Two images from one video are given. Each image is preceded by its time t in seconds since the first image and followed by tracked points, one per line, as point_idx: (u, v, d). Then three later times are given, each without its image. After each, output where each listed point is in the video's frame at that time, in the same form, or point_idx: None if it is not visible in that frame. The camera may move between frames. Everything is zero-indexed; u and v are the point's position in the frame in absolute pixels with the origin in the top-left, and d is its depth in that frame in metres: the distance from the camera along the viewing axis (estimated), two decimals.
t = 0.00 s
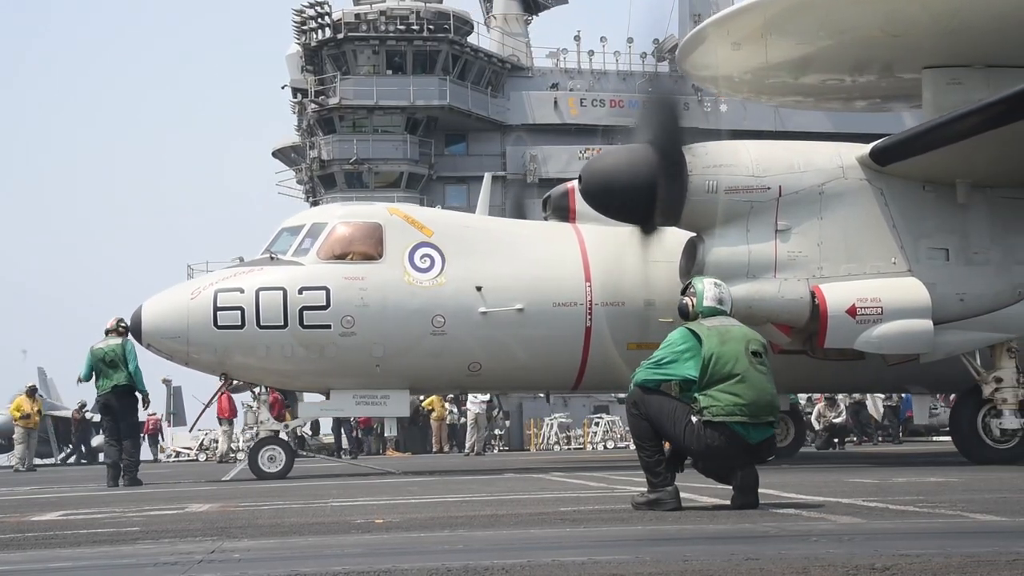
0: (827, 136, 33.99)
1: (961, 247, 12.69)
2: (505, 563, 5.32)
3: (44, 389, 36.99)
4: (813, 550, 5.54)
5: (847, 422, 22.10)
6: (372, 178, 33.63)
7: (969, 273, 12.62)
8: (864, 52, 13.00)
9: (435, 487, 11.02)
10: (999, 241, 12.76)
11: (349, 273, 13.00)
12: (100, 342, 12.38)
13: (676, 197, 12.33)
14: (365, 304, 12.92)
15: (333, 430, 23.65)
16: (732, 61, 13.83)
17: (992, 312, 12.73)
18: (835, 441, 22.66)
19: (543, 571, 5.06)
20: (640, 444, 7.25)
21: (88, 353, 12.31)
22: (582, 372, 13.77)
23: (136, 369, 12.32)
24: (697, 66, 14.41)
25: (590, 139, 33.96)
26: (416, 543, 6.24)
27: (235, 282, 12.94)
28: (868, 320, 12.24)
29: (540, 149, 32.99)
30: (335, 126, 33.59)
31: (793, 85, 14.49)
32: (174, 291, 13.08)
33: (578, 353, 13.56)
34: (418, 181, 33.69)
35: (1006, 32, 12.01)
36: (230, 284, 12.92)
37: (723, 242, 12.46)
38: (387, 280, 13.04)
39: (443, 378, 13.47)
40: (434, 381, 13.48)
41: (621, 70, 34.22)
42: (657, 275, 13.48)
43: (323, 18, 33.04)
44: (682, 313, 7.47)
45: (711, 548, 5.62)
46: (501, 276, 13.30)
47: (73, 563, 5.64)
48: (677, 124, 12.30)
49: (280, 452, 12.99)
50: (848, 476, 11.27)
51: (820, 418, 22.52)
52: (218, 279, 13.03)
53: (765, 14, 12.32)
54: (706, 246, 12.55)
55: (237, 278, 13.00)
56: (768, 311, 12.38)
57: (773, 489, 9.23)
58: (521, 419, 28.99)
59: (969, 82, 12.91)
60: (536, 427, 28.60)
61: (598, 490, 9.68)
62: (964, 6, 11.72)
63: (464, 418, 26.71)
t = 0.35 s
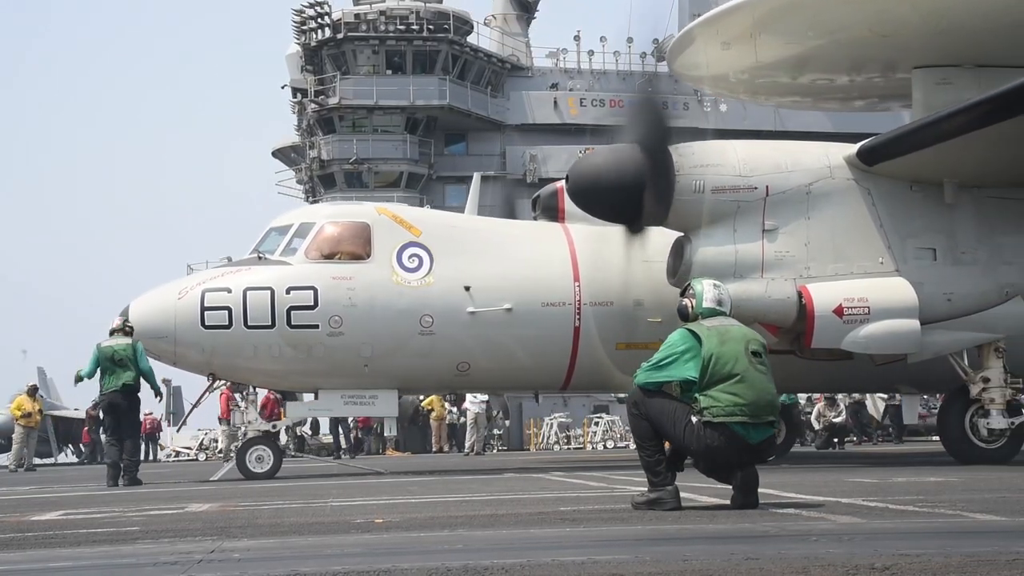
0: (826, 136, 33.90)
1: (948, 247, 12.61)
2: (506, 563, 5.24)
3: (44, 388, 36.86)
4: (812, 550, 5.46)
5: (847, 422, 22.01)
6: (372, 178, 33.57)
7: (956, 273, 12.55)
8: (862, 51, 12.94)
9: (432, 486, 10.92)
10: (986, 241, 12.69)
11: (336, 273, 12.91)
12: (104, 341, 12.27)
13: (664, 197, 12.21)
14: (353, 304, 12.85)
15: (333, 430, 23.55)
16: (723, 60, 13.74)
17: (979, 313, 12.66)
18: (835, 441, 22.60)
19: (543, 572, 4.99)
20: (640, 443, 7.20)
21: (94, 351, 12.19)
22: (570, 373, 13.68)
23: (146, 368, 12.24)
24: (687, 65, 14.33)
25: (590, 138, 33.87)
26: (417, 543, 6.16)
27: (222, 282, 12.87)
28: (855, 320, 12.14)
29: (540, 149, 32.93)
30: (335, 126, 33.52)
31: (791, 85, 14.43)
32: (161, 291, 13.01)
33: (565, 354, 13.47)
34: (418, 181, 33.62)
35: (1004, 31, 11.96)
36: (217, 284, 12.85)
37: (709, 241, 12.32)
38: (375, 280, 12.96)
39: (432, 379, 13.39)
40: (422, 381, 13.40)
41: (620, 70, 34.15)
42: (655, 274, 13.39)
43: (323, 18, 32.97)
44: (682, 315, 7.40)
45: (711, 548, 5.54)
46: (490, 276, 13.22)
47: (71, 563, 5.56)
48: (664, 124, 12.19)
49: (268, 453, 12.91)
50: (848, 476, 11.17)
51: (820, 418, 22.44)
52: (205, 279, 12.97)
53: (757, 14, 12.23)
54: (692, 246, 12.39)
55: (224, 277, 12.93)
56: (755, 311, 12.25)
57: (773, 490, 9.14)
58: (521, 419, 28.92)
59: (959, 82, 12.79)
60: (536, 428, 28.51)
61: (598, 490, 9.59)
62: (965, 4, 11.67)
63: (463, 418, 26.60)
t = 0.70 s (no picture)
0: (826, 137, 33.97)
1: (936, 247, 12.50)
2: (505, 563, 5.32)
3: (44, 388, 36.95)
4: (811, 550, 5.54)
5: (846, 422, 22.09)
6: (372, 178, 33.66)
7: (945, 273, 12.44)
8: (861, 52, 13.01)
9: (435, 486, 10.99)
10: (975, 241, 12.58)
11: (325, 273, 12.91)
12: (108, 341, 12.32)
13: (651, 196, 12.18)
14: (341, 303, 12.84)
15: (333, 429, 23.61)
16: (714, 58, 13.78)
17: (968, 313, 12.54)
18: (835, 441, 22.66)
19: (541, 571, 5.07)
20: (641, 442, 7.28)
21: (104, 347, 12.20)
22: (560, 372, 13.63)
23: (167, 363, 12.37)
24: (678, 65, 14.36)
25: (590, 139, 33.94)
26: (416, 542, 6.24)
27: (210, 282, 12.89)
28: (843, 320, 12.08)
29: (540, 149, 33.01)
30: (334, 126, 33.59)
31: (790, 85, 14.51)
32: (150, 290, 13.05)
33: (555, 353, 13.40)
34: (417, 181, 33.75)
35: (1004, 33, 12.04)
36: (206, 284, 12.87)
37: (696, 241, 12.27)
38: (364, 279, 12.94)
39: (421, 378, 13.36)
40: (412, 382, 13.38)
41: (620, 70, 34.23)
42: (646, 274, 13.36)
43: (323, 18, 33.05)
44: (681, 316, 7.47)
45: (711, 548, 5.62)
46: (479, 276, 13.17)
47: (72, 563, 5.64)
48: (650, 122, 12.17)
49: (257, 453, 12.95)
50: (847, 476, 11.25)
51: (819, 417, 22.52)
52: (193, 279, 12.99)
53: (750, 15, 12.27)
54: (680, 246, 12.33)
55: (212, 277, 12.95)
56: (742, 311, 12.16)
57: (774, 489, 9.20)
58: (521, 419, 29.00)
59: (949, 82, 12.86)
60: (536, 427, 28.57)
61: (597, 490, 9.67)
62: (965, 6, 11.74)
63: (463, 417, 26.69)
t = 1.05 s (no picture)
0: (826, 137, 33.98)
1: (925, 247, 12.47)
2: (505, 563, 5.30)
3: (44, 388, 36.95)
4: (811, 550, 5.52)
5: (847, 422, 22.08)
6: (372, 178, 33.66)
7: (934, 273, 12.40)
8: (861, 52, 13.00)
9: (434, 486, 10.98)
10: (964, 241, 12.51)
11: (315, 273, 12.89)
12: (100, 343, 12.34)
13: (640, 196, 12.20)
14: (331, 303, 12.83)
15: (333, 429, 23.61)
16: (704, 58, 13.78)
17: (958, 312, 12.50)
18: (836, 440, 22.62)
19: (541, 571, 5.06)
20: (640, 442, 7.26)
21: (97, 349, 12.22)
22: (551, 372, 13.62)
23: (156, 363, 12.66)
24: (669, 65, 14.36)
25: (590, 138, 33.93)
26: (416, 542, 6.23)
27: (200, 282, 12.89)
28: (832, 320, 12.07)
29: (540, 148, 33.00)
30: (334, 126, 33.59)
31: (790, 85, 14.49)
32: (140, 290, 13.07)
33: (546, 353, 13.40)
34: (417, 181, 33.80)
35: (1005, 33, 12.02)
36: (195, 284, 12.87)
37: (685, 241, 12.28)
38: (354, 280, 12.92)
39: (412, 379, 13.36)
40: (403, 382, 13.38)
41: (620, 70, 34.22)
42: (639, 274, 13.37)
43: (323, 17, 33.03)
44: (683, 316, 7.48)
45: (710, 548, 5.60)
46: (468, 276, 13.15)
47: (71, 563, 5.63)
48: (641, 123, 12.23)
49: (246, 453, 12.94)
50: (847, 476, 11.23)
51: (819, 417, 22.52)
52: (183, 279, 13.00)
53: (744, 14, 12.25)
54: (668, 246, 12.35)
55: (201, 277, 12.95)
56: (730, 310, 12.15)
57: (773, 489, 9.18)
58: (521, 419, 29.02)
59: (941, 81, 12.85)
60: (535, 427, 28.57)
61: (597, 490, 9.66)
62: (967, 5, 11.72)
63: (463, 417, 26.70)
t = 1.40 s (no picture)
0: (826, 137, 33.97)
1: (914, 246, 12.45)
2: (505, 563, 5.30)
3: (44, 388, 36.93)
4: (811, 549, 5.52)
5: (846, 422, 22.08)
6: (372, 178, 33.68)
7: (923, 272, 12.37)
8: (861, 52, 12.99)
9: (434, 486, 10.97)
10: (953, 241, 12.48)
11: (305, 273, 12.88)
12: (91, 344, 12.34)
13: (630, 196, 12.24)
14: (321, 303, 12.81)
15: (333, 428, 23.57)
16: (697, 58, 13.81)
17: (947, 312, 12.46)
18: (836, 441, 22.62)
19: (541, 571, 5.06)
20: (640, 442, 7.27)
21: (88, 351, 12.22)
22: (542, 373, 13.61)
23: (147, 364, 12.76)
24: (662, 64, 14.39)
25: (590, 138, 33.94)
26: (416, 542, 6.22)
27: (190, 282, 12.87)
28: (820, 319, 12.06)
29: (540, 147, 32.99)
30: (334, 125, 33.59)
31: (790, 85, 14.48)
32: (129, 290, 13.04)
33: (537, 353, 13.39)
34: (417, 181, 33.84)
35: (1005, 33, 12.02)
36: (185, 284, 12.85)
37: (674, 241, 12.33)
38: (344, 280, 12.91)
39: (403, 379, 13.36)
40: (393, 382, 13.38)
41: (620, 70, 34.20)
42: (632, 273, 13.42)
43: (323, 17, 33.00)
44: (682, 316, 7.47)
45: (710, 548, 5.60)
46: (458, 275, 13.14)
47: (70, 562, 5.63)
48: (629, 122, 12.25)
49: (236, 453, 12.95)
50: (847, 476, 11.23)
51: (819, 417, 22.53)
52: (173, 279, 12.98)
53: (741, 13, 12.26)
54: (658, 246, 12.40)
55: (191, 277, 12.93)
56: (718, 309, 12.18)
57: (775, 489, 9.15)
58: (521, 419, 29.03)
59: (932, 81, 12.86)
60: (536, 427, 28.59)
61: (597, 489, 9.66)
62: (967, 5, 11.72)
63: (463, 416, 26.70)
